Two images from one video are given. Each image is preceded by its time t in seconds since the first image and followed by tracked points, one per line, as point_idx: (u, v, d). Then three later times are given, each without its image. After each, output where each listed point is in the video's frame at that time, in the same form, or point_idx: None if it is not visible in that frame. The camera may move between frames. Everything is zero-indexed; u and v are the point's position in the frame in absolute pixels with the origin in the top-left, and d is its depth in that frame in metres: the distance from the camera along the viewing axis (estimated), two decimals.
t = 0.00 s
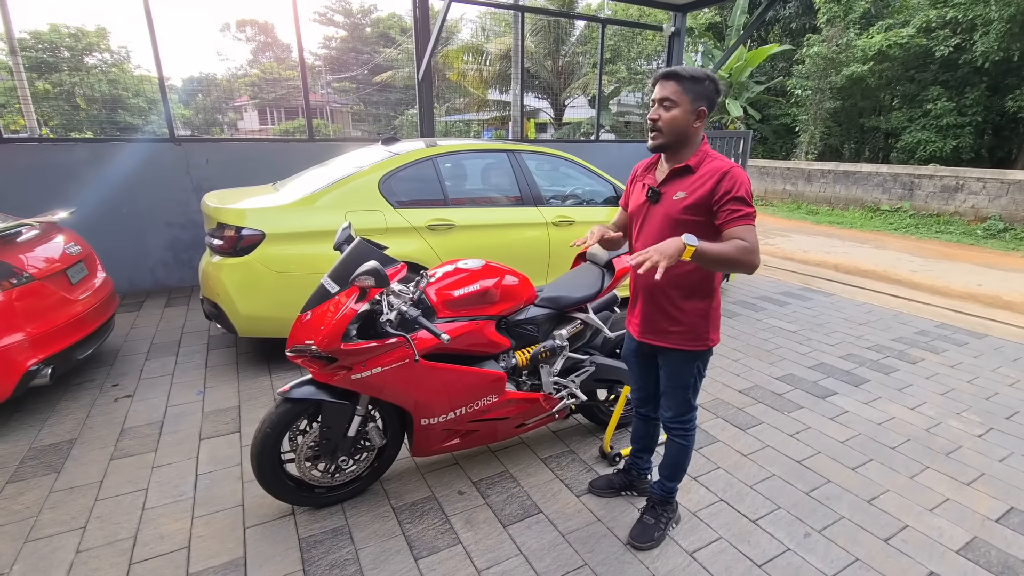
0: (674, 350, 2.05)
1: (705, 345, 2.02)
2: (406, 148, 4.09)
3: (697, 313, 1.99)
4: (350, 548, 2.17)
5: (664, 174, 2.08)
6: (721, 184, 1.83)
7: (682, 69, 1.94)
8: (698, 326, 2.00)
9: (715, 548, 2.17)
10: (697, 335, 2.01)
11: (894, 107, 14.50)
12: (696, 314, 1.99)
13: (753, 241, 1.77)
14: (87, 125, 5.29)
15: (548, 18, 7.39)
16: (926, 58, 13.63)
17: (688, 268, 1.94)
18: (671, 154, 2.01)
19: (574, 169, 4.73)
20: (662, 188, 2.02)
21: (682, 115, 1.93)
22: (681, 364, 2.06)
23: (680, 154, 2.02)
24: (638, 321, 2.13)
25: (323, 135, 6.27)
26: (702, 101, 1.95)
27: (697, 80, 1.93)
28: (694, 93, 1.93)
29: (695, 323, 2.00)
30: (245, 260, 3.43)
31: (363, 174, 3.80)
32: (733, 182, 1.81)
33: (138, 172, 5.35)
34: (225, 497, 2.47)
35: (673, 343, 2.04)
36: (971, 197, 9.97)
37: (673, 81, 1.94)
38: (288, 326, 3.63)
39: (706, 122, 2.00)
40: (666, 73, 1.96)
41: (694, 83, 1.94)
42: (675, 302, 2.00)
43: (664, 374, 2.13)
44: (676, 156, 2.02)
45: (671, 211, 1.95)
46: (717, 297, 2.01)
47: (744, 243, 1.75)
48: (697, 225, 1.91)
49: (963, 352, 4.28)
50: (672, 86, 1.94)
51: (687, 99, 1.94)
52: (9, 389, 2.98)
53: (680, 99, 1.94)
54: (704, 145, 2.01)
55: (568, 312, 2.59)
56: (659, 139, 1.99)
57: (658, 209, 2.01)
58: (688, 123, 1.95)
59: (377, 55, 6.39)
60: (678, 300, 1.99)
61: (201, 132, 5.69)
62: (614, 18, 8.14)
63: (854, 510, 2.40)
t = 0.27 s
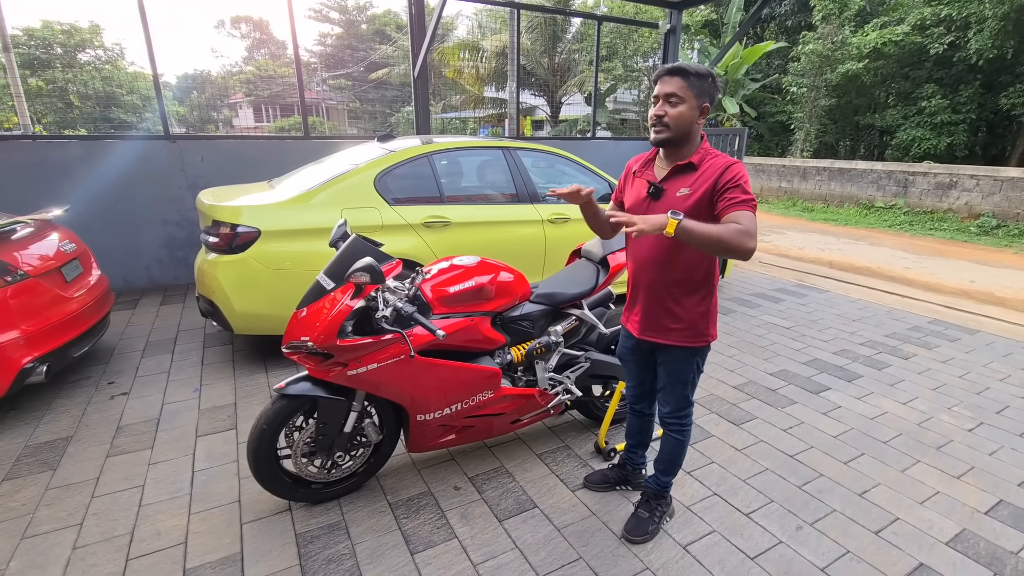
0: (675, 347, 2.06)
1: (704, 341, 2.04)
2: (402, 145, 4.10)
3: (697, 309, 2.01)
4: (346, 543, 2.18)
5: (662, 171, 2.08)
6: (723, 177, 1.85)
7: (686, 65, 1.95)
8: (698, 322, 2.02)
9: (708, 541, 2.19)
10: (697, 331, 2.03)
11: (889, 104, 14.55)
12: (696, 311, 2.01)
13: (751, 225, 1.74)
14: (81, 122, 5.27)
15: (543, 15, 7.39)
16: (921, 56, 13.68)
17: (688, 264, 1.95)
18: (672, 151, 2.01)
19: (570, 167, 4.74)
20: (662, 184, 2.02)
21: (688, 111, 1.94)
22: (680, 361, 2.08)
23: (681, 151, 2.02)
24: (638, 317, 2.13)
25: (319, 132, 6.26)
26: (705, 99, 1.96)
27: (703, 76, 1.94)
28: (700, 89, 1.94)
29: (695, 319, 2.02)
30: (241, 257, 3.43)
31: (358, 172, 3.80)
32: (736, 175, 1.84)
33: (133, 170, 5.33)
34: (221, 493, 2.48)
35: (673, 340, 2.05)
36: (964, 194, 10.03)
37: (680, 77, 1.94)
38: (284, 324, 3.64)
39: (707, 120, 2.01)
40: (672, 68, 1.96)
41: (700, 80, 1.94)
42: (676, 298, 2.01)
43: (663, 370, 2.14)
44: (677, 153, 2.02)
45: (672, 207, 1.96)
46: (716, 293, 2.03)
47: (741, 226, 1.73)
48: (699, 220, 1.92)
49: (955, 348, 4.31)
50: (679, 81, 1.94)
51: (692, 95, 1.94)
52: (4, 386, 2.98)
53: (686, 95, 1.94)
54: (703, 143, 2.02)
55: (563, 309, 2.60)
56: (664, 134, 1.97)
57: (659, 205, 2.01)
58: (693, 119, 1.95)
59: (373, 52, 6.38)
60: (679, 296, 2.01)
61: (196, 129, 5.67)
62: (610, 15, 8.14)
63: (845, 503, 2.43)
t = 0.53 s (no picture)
0: (663, 343, 2.09)
1: (692, 337, 2.08)
2: (397, 143, 4.11)
3: (684, 305, 2.04)
4: (340, 536, 2.21)
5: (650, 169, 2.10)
6: (708, 176, 1.87)
7: (683, 64, 2.01)
8: (685, 319, 2.05)
9: (696, 532, 2.23)
10: (685, 327, 2.06)
11: (884, 102, 14.61)
12: (683, 308, 2.04)
13: (742, 227, 1.78)
14: (75, 119, 5.26)
15: (539, 12, 7.41)
16: (915, 53, 13.74)
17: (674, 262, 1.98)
18: (663, 147, 2.02)
19: (564, 164, 4.77)
20: (650, 181, 2.05)
21: (686, 108, 1.99)
22: (668, 356, 2.11)
23: (672, 148, 2.04)
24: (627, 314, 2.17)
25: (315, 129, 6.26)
26: (693, 100, 2.05)
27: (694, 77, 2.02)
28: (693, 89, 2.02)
29: (683, 315, 2.05)
30: (235, 254, 3.45)
31: (353, 169, 3.82)
32: (720, 174, 1.86)
33: (127, 167, 5.33)
34: (216, 488, 2.50)
35: (661, 336, 2.09)
36: (957, 190, 10.09)
37: (680, 74, 1.99)
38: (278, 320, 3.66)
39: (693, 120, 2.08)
40: (672, 65, 2.00)
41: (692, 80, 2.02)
42: (663, 295, 2.04)
43: (653, 365, 2.17)
44: (668, 150, 2.04)
45: (659, 205, 1.98)
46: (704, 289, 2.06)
47: (731, 229, 1.76)
48: (685, 218, 1.95)
49: (944, 343, 4.37)
50: (678, 78, 1.98)
51: (687, 94, 2.00)
52: None
53: (685, 93, 2.00)
54: (690, 141, 2.06)
55: (555, 304, 2.63)
56: (666, 129, 1.98)
57: (646, 203, 2.04)
58: (687, 118, 2.01)
59: (369, 49, 6.40)
60: (666, 293, 2.04)
61: (191, 126, 5.67)
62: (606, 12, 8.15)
63: (832, 495, 2.47)
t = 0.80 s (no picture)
0: (652, 339, 2.14)
1: (680, 334, 2.12)
2: (393, 141, 4.15)
3: (673, 304, 2.09)
4: (335, 527, 2.26)
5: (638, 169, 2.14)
6: (693, 181, 1.91)
7: (670, 66, 2.05)
8: (672, 317, 2.10)
9: (684, 523, 2.28)
10: (673, 325, 2.11)
11: (881, 100, 14.66)
12: (671, 306, 2.09)
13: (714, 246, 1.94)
14: (73, 118, 5.28)
15: (536, 11, 7.45)
16: (912, 51, 13.79)
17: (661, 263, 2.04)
18: (651, 149, 2.06)
19: (559, 162, 4.81)
20: (638, 183, 2.09)
21: (673, 109, 2.03)
22: (656, 351, 2.16)
23: (659, 148, 2.08)
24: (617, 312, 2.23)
25: (313, 127, 6.29)
26: (681, 100, 2.09)
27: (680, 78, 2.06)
28: (679, 90, 2.05)
29: (671, 312, 2.09)
30: (233, 252, 3.48)
31: (349, 167, 3.85)
32: (703, 178, 1.90)
33: (125, 165, 5.36)
34: (214, 481, 2.54)
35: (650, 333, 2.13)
36: (952, 188, 10.15)
37: (667, 76, 2.02)
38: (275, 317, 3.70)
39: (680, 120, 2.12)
40: (659, 66, 2.03)
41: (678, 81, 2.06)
42: (651, 294, 2.09)
43: (641, 360, 2.22)
44: (655, 150, 2.08)
45: (646, 208, 2.04)
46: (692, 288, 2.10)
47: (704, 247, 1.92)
48: (671, 221, 2.00)
49: (934, 339, 4.42)
50: (665, 79, 2.02)
51: (674, 95, 2.04)
52: None
53: (671, 93, 2.03)
54: (677, 140, 2.10)
55: (547, 301, 2.67)
56: (653, 130, 2.02)
57: (634, 205, 2.09)
58: (674, 118, 2.05)
59: (368, 47, 6.43)
60: (654, 291, 2.08)
61: (189, 124, 5.69)
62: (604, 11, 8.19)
63: (818, 487, 2.53)
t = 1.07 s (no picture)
0: (648, 335, 2.18)
1: (676, 328, 2.17)
2: (392, 140, 4.19)
3: (668, 300, 2.13)
4: (335, 518, 2.31)
5: (631, 170, 2.18)
6: (688, 180, 1.96)
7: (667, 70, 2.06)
8: (669, 312, 2.14)
9: (676, 514, 2.33)
10: (669, 321, 2.15)
11: (880, 98, 14.69)
12: (667, 301, 2.13)
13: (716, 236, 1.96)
14: (74, 117, 5.33)
15: (536, 11, 7.49)
16: (911, 50, 13.81)
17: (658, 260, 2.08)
18: (644, 152, 2.11)
19: (557, 161, 4.85)
20: (632, 184, 2.13)
21: (667, 114, 2.07)
22: (651, 346, 2.20)
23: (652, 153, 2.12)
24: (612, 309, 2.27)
25: (313, 126, 6.33)
26: (675, 106, 2.12)
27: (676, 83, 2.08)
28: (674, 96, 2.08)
29: (667, 308, 2.14)
30: (234, 250, 3.53)
31: (349, 166, 3.90)
32: (700, 178, 1.95)
33: (126, 164, 5.40)
34: (216, 473, 2.60)
35: (647, 328, 2.17)
36: (949, 186, 10.18)
37: (663, 82, 2.04)
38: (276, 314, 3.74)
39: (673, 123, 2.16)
40: (656, 71, 2.05)
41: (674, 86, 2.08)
42: (646, 291, 2.14)
43: (635, 353, 2.27)
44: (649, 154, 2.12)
45: (641, 207, 2.08)
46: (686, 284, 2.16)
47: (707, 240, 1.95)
48: (666, 219, 2.05)
49: (927, 335, 4.47)
50: (661, 85, 2.04)
51: (669, 101, 2.07)
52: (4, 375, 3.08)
53: (666, 99, 2.07)
54: (670, 141, 2.14)
55: (543, 297, 2.72)
56: (647, 137, 2.06)
57: (629, 205, 2.13)
58: (667, 124, 2.09)
59: (369, 46, 6.53)
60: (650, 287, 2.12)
61: (190, 123, 5.74)
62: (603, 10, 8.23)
63: (809, 479, 2.57)
